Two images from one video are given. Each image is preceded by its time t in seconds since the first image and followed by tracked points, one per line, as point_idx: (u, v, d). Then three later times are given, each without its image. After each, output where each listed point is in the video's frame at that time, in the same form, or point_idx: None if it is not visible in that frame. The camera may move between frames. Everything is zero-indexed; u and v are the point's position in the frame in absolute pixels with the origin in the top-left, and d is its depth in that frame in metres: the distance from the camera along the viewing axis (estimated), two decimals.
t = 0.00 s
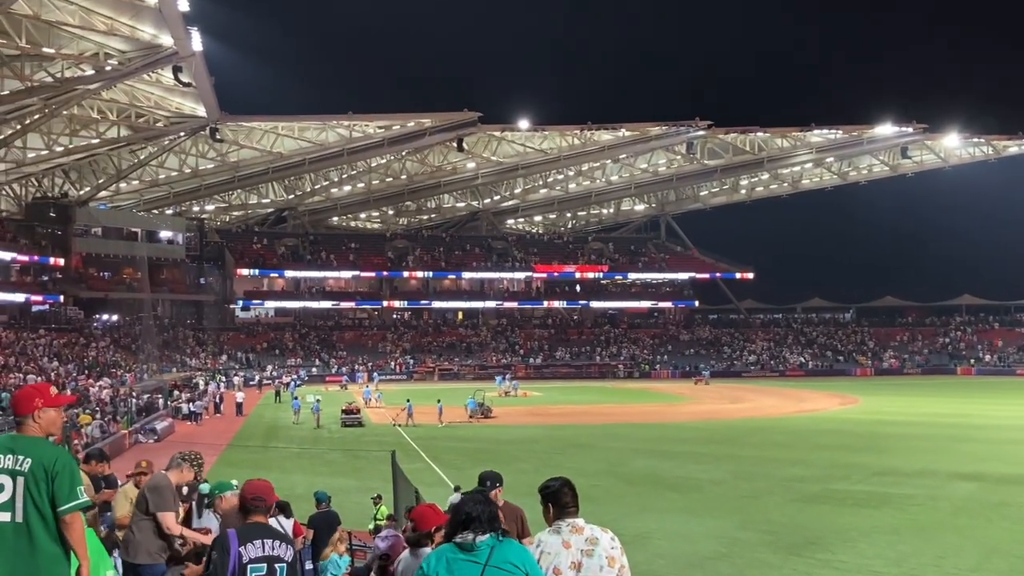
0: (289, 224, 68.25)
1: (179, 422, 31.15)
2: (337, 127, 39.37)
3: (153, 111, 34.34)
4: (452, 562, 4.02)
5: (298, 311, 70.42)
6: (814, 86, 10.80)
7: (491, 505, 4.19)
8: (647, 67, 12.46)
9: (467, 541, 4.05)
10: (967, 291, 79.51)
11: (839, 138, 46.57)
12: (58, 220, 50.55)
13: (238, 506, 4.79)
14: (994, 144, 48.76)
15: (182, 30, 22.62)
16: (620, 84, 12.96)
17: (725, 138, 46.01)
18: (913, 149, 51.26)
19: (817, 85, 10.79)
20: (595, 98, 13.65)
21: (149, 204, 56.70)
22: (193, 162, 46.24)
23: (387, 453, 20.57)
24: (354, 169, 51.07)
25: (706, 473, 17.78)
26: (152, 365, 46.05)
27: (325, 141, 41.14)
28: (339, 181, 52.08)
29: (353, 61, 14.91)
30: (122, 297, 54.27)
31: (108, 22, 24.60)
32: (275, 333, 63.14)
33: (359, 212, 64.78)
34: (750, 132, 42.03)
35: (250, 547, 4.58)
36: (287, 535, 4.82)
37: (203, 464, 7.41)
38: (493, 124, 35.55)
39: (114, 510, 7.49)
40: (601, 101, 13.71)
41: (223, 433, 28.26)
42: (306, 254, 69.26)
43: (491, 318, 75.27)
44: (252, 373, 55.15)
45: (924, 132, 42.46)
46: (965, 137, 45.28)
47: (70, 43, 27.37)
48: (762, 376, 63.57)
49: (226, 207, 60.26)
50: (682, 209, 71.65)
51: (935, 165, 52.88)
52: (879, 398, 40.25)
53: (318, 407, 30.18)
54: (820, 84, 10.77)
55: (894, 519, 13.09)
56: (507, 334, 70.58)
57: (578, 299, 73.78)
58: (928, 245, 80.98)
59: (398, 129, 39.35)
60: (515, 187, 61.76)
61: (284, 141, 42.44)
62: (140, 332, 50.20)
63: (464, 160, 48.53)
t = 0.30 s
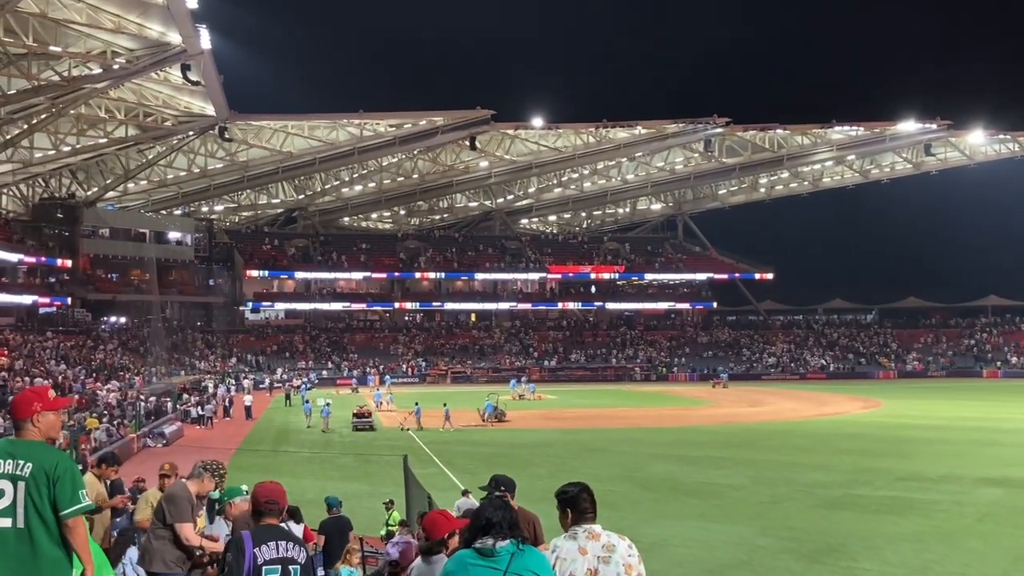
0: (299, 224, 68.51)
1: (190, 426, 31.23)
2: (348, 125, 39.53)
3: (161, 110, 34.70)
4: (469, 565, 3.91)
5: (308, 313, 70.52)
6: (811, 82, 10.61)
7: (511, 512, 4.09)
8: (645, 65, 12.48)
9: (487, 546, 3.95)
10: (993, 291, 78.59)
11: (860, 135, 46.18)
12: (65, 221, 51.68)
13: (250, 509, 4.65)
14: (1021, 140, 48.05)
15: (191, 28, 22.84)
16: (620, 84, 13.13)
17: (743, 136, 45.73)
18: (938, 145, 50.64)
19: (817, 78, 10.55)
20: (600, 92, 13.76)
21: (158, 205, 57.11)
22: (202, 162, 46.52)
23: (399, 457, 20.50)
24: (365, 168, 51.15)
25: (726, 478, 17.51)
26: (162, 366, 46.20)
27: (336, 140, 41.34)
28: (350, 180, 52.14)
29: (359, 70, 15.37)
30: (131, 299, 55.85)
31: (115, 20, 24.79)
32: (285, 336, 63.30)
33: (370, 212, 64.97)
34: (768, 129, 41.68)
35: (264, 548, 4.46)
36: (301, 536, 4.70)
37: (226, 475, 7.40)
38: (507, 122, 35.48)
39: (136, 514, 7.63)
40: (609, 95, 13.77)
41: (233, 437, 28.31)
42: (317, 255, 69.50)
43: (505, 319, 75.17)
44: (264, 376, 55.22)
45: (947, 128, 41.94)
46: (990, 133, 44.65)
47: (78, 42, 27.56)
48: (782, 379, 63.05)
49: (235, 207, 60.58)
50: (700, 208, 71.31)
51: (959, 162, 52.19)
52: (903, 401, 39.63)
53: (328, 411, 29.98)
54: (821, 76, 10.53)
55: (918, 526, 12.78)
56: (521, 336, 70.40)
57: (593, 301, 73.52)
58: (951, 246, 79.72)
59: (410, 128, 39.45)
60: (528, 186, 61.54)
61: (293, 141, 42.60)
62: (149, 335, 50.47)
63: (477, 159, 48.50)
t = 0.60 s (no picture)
0: (310, 225, 68.68)
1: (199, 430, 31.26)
2: (359, 125, 39.62)
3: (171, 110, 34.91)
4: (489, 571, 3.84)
5: (320, 315, 70.65)
6: (811, 83, 10.28)
7: (532, 517, 4.02)
8: (646, 67, 12.44)
9: (507, 551, 3.87)
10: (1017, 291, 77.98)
11: (880, 133, 45.77)
12: (73, 222, 50.76)
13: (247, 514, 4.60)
14: None
15: (201, 27, 22.93)
16: (622, 87, 13.20)
17: (761, 133, 45.47)
18: (960, 143, 50.09)
19: (817, 78, 10.21)
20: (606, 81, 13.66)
21: (168, 206, 57.38)
22: (212, 163, 46.73)
23: (412, 461, 20.43)
24: (376, 168, 51.21)
25: (743, 482, 17.29)
26: (172, 369, 46.34)
27: (347, 140, 41.47)
28: (361, 180, 52.19)
29: (360, 70, 15.46)
30: (141, 301, 55.58)
31: (125, 18, 24.85)
32: (296, 338, 63.44)
33: (382, 212, 65.04)
34: (786, 126, 41.32)
35: (261, 555, 4.38)
36: (301, 542, 4.63)
37: (246, 489, 7.45)
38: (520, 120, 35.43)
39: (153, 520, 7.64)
40: (614, 92, 13.64)
41: (244, 440, 28.34)
42: (329, 256, 69.71)
43: (518, 321, 75.09)
44: (275, 379, 55.25)
45: (970, 125, 41.49)
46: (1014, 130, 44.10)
47: (87, 42, 27.77)
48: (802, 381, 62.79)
49: (246, 208, 60.77)
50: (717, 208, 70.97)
51: (982, 159, 51.56)
52: (924, 404, 39.09)
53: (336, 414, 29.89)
54: (821, 76, 10.20)
55: (940, 530, 12.55)
56: (535, 338, 70.23)
57: (608, 302, 73.25)
58: (972, 245, 78.91)
59: (421, 127, 39.49)
60: (541, 186, 61.33)
61: (304, 141, 42.64)
62: (159, 336, 50.76)
63: (490, 158, 48.50)
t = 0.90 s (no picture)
0: (321, 225, 68.87)
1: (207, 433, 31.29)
2: (371, 123, 39.70)
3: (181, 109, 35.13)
4: None
5: (332, 316, 70.83)
6: (813, 80, 10.25)
7: (548, 526, 4.01)
8: (645, 65, 12.57)
9: (522, 558, 3.86)
10: None
11: (902, 129, 45.29)
12: (82, 223, 51.27)
13: (236, 519, 4.58)
14: None
15: (211, 26, 23.11)
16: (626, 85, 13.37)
17: (781, 130, 45.17)
18: (985, 139, 49.45)
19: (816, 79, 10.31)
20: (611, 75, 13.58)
21: (178, 207, 57.70)
22: (222, 163, 47.02)
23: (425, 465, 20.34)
24: (387, 167, 51.28)
25: (763, 487, 17.03)
26: (181, 372, 46.47)
27: (360, 139, 41.53)
28: (374, 180, 52.28)
29: (360, 70, 15.50)
30: (150, 303, 56.06)
31: (134, 17, 25.10)
32: (307, 341, 63.58)
33: (394, 212, 65.10)
34: (806, 123, 40.94)
35: (248, 562, 4.27)
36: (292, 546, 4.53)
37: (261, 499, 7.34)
38: (533, 118, 35.43)
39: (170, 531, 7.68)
40: (616, 94, 14.12)
41: (253, 444, 28.36)
42: (342, 258, 69.90)
43: (533, 322, 75.01)
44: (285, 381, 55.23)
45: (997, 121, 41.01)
46: None
47: (94, 40, 27.80)
48: (824, 384, 62.33)
49: (256, 208, 61.03)
50: (736, 207, 70.58)
51: (1008, 156, 50.91)
52: (950, 407, 38.49)
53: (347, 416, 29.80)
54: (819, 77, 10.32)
55: (966, 537, 12.27)
56: (550, 340, 70.04)
57: (624, 304, 72.96)
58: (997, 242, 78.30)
59: (434, 126, 39.54)
60: (556, 185, 61.06)
61: (315, 140, 42.81)
62: (168, 339, 51.11)
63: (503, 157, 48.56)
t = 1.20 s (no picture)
0: (332, 224, 68.96)
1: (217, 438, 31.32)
2: (381, 121, 39.66)
3: (187, 106, 35.01)
4: None
5: (342, 318, 70.83)
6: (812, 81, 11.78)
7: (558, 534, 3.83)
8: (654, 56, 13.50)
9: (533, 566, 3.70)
10: None
11: (929, 124, 44.57)
12: (88, 223, 52.17)
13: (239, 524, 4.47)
14: None
15: (216, 19, 23.27)
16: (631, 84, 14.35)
17: (804, 126, 44.70)
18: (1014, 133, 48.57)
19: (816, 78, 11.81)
20: (619, 66, 14.15)
21: (183, 207, 58.11)
22: (229, 162, 47.26)
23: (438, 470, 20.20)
24: (397, 166, 51.21)
25: (786, 494, 16.68)
26: (187, 374, 46.56)
27: (370, 137, 41.34)
28: (382, 176, 52.34)
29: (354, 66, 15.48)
30: (156, 304, 57.11)
31: (139, 12, 25.12)
32: (316, 343, 63.68)
33: (404, 211, 65.11)
34: (828, 118, 40.40)
35: (249, 567, 4.16)
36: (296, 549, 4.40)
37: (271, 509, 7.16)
38: (549, 113, 35.34)
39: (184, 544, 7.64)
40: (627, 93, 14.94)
41: (262, 449, 28.34)
42: (354, 259, 69.92)
43: (548, 323, 74.69)
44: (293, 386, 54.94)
45: None
46: None
47: (100, 35, 27.93)
48: (850, 386, 61.51)
49: (264, 208, 61.09)
50: (757, 205, 69.93)
51: None
52: (979, 411, 37.65)
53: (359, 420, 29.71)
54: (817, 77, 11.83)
55: (996, 545, 11.92)
56: (566, 342, 69.67)
57: (642, 305, 72.46)
58: None
59: (447, 123, 39.48)
60: (572, 182, 60.59)
61: (325, 137, 42.87)
62: (175, 341, 51.49)
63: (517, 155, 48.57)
